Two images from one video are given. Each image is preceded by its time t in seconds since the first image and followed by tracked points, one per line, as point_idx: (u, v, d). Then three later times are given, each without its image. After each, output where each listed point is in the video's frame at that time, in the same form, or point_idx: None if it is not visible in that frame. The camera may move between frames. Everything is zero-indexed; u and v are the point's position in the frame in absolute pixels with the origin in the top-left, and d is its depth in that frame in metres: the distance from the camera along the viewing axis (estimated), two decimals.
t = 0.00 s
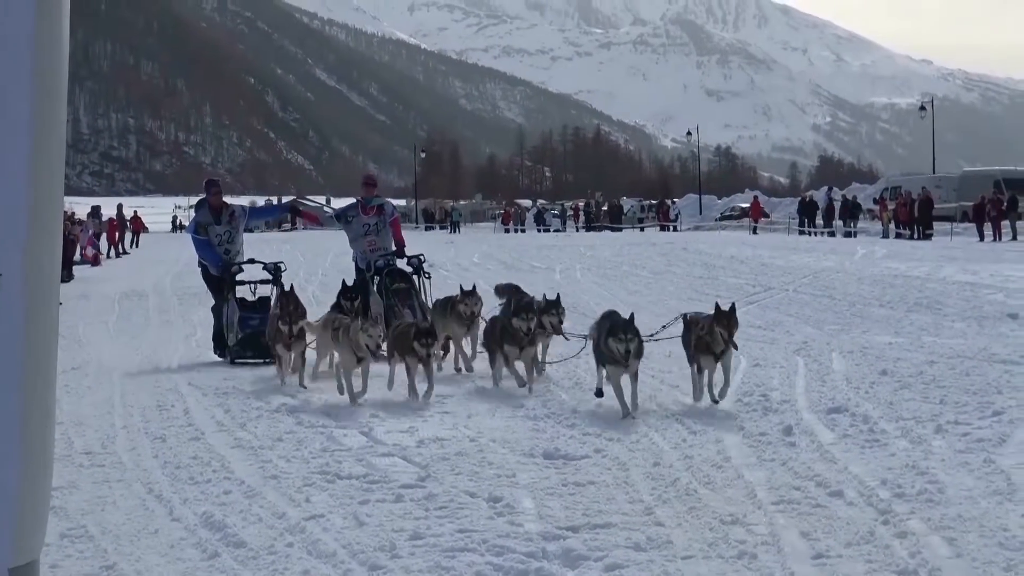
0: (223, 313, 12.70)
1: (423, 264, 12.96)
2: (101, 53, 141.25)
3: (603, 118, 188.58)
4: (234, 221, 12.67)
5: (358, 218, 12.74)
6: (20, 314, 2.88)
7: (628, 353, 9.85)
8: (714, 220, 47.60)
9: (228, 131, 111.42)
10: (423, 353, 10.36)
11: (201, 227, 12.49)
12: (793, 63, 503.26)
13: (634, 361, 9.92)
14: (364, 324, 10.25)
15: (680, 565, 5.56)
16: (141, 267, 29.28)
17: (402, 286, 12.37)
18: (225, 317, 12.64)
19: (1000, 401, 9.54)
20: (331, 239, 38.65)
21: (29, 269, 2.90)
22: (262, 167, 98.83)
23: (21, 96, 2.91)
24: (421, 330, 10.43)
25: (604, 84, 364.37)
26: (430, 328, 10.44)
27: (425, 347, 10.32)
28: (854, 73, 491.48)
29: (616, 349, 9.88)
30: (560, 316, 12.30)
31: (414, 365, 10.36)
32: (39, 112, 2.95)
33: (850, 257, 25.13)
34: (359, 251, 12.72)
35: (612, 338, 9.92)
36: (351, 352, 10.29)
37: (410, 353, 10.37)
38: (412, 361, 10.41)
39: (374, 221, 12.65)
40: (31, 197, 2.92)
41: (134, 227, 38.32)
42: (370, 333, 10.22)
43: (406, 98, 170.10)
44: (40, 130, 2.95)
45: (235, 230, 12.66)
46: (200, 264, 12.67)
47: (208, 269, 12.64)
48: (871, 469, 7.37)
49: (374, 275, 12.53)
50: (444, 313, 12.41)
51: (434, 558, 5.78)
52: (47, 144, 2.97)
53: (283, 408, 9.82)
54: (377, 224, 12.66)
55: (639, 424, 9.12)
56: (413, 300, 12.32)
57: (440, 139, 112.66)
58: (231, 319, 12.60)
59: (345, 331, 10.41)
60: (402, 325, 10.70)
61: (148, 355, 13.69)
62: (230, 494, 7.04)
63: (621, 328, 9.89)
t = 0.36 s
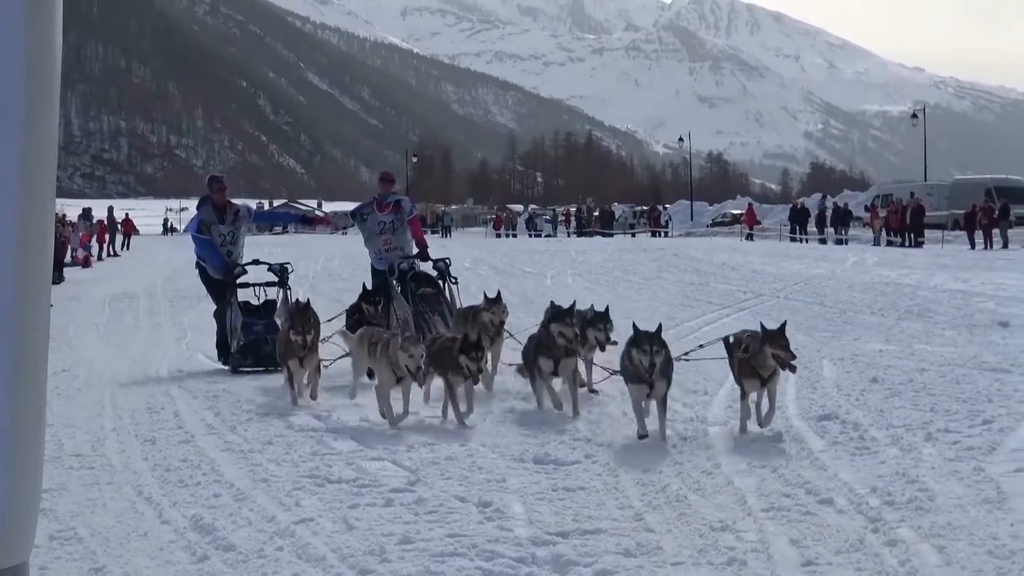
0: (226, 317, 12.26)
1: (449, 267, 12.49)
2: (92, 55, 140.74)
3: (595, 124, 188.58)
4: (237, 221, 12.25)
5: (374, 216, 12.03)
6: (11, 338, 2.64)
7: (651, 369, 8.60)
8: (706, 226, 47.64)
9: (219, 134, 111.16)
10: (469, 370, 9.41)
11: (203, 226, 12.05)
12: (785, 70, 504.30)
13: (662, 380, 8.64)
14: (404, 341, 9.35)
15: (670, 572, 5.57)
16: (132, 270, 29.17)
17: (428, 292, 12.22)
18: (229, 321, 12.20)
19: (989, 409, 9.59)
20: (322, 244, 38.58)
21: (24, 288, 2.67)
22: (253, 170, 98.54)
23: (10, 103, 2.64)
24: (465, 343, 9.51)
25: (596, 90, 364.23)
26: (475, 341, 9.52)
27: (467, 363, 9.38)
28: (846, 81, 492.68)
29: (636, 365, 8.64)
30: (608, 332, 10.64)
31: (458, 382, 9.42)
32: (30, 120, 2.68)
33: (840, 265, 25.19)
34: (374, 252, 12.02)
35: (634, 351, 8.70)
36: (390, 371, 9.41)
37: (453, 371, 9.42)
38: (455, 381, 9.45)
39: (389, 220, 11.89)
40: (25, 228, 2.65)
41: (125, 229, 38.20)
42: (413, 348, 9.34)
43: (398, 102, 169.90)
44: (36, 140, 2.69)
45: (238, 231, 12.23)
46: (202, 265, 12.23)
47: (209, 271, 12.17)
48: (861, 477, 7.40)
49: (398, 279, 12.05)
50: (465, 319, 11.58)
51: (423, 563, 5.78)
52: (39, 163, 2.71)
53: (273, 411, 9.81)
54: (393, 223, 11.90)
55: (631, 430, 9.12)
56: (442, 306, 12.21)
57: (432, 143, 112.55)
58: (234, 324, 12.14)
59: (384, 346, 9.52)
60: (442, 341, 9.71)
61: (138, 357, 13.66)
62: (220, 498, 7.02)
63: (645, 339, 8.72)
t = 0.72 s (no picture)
0: (230, 323, 11.75)
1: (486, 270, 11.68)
2: (86, 57, 140.34)
3: (588, 129, 188.66)
4: (248, 221, 11.65)
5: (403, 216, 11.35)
6: (4, 339, 2.64)
7: (688, 379, 7.63)
8: (698, 232, 47.76)
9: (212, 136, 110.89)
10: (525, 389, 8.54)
11: (212, 225, 11.48)
12: (779, 75, 505.56)
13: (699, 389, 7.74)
14: (447, 356, 8.68)
15: None
16: (125, 272, 29.12)
17: (467, 299, 11.43)
18: (234, 326, 11.70)
19: (982, 413, 9.63)
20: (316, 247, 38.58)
21: (19, 295, 2.68)
22: (246, 172, 98.26)
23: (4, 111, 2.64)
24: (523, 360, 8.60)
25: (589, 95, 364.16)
26: (539, 356, 8.62)
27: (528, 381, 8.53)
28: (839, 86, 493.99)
29: (670, 372, 7.72)
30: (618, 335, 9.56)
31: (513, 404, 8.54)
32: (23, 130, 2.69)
33: (833, 270, 25.26)
34: (405, 255, 11.35)
35: (667, 360, 7.82)
36: (436, 391, 8.78)
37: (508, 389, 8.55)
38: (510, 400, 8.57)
39: (420, 221, 11.26)
40: (16, 233, 2.65)
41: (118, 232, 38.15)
42: (457, 364, 8.64)
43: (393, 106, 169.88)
44: (28, 146, 2.69)
45: (249, 231, 11.65)
46: (208, 266, 11.65)
47: (217, 273, 11.59)
48: (852, 482, 7.42)
49: (432, 283, 11.40)
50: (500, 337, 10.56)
51: (415, 568, 5.77)
52: (35, 179, 2.73)
53: (266, 414, 9.81)
54: (424, 223, 11.25)
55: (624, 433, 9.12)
56: (481, 313, 11.37)
57: (426, 147, 112.56)
58: (239, 329, 11.67)
59: (429, 361, 8.88)
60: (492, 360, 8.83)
61: (131, 360, 13.69)
62: (213, 501, 7.01)
63: (677, 346, 7.88)
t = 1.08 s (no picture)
0: (239, 328, 11.40)
1: (529, 278, 11.05)
2: (79, 62, 139.98)
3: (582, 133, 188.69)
4: (274, 226, 11.38)
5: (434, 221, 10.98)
6: None
7: (741, 393, 6.81)
8: (692, 235, 47.81)
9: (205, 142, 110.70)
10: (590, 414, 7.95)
11: (234, 225, 11.19)
12: (771, 78, 506.09)
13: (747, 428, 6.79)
14: (500, 383, 7.69)
15: None
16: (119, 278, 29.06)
17: (504, 308, 10.88)
18: (243, 331, 11.30)
19: (976, 417, 9.66)
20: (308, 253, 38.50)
21: (15, 297, 2.70)
22: (240, 178, 98.03)
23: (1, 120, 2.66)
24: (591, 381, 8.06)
25: (583, 98, 363.93)
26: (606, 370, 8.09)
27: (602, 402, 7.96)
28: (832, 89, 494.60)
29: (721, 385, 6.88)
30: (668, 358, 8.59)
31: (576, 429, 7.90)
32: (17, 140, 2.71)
33: (827, 273, 25.31)
34: (444, 260, 11.00)
35: (716, 369, 6.97)
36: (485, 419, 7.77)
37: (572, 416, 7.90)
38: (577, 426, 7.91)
39: (455, 222, 10.87)
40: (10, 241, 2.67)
41: (111, 238, 38.04)
42: (508, 395, 7.65)
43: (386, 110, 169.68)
44: (22, 143, 2.70)
45: (273, 235, 11.38)
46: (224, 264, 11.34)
47: (231, 273, 11.30)
48: (849, 485, 7.41)
49: (467, 289, 10.85)
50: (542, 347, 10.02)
51: (409, 572, 5.78)
52: (31, 189, 2.74)
53: (261, 420, 9.79)
54: (458, 225, 10.87)
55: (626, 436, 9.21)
56: (517, 326, 10.85)
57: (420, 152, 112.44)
58: (246, 338, 11.26)
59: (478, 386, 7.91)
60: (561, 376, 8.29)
61: (125, 365, 13.68)
62: (208, 506, 7.01)
63: (729, 356, 6.95)
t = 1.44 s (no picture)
0: (254, 328, 10.65)
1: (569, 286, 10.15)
2: (74, 62, 139.87)
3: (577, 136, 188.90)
4: (309, 220, 10.61)
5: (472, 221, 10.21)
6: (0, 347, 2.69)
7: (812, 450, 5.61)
8: (687, 238, 47.94)
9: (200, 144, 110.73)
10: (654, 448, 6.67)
11: (266, 217, 10.51)
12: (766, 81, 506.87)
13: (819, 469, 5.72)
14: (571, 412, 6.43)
15: None
16: (113, 279, 29.09)
17: (543, 319, 9.93)
18: (257, 336, 10.52)
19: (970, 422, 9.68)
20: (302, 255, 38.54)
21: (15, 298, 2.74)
22: (235, 180, 97.99)
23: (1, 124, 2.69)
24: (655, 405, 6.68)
25: (578, 101, 364.16)
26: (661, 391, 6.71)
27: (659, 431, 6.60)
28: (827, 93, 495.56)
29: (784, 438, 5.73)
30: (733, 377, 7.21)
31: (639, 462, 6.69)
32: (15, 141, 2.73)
33: (821, 277, 25.37)
34: (479, 264, 10.21)
35: (782, 420, 5.75)
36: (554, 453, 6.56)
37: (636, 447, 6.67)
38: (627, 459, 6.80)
39: (493, 222, 10.06)
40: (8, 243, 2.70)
41: (106, 239, 38.10)
42: (585, 425, 6.36)
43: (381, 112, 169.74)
44: (19, 147, 2.73)
45: (308, 230, 10.62)
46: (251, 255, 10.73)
47: (253, 270, 10.70)
48: (843, 490, 7.41)
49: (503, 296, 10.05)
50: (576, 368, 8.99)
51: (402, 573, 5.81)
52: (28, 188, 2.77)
53: (255, 421, 9.81)
54: (495, 226, 10.05)
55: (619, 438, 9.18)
56: (557, 338, 9.82)
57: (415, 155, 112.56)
58: (260, 342, 10.51)
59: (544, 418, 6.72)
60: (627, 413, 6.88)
61: (120, 366, 13.69)
62: (201, 507, 7.02)
63: (802, 406, 5.68)
